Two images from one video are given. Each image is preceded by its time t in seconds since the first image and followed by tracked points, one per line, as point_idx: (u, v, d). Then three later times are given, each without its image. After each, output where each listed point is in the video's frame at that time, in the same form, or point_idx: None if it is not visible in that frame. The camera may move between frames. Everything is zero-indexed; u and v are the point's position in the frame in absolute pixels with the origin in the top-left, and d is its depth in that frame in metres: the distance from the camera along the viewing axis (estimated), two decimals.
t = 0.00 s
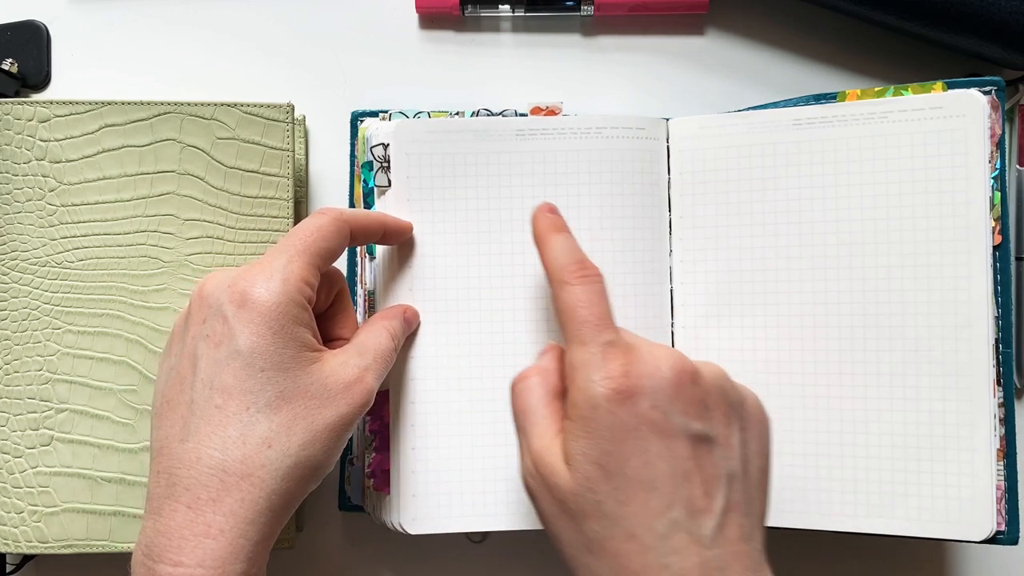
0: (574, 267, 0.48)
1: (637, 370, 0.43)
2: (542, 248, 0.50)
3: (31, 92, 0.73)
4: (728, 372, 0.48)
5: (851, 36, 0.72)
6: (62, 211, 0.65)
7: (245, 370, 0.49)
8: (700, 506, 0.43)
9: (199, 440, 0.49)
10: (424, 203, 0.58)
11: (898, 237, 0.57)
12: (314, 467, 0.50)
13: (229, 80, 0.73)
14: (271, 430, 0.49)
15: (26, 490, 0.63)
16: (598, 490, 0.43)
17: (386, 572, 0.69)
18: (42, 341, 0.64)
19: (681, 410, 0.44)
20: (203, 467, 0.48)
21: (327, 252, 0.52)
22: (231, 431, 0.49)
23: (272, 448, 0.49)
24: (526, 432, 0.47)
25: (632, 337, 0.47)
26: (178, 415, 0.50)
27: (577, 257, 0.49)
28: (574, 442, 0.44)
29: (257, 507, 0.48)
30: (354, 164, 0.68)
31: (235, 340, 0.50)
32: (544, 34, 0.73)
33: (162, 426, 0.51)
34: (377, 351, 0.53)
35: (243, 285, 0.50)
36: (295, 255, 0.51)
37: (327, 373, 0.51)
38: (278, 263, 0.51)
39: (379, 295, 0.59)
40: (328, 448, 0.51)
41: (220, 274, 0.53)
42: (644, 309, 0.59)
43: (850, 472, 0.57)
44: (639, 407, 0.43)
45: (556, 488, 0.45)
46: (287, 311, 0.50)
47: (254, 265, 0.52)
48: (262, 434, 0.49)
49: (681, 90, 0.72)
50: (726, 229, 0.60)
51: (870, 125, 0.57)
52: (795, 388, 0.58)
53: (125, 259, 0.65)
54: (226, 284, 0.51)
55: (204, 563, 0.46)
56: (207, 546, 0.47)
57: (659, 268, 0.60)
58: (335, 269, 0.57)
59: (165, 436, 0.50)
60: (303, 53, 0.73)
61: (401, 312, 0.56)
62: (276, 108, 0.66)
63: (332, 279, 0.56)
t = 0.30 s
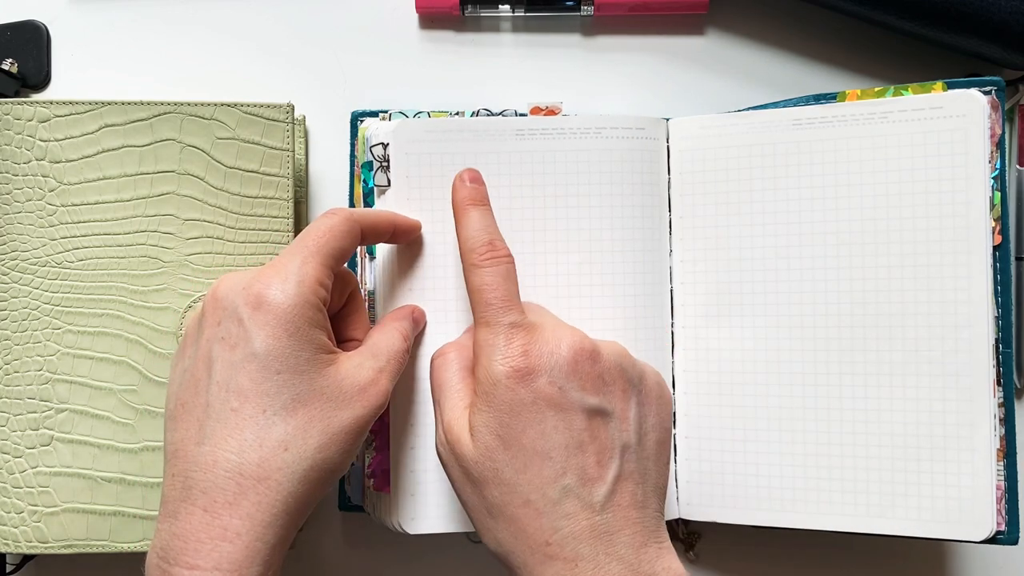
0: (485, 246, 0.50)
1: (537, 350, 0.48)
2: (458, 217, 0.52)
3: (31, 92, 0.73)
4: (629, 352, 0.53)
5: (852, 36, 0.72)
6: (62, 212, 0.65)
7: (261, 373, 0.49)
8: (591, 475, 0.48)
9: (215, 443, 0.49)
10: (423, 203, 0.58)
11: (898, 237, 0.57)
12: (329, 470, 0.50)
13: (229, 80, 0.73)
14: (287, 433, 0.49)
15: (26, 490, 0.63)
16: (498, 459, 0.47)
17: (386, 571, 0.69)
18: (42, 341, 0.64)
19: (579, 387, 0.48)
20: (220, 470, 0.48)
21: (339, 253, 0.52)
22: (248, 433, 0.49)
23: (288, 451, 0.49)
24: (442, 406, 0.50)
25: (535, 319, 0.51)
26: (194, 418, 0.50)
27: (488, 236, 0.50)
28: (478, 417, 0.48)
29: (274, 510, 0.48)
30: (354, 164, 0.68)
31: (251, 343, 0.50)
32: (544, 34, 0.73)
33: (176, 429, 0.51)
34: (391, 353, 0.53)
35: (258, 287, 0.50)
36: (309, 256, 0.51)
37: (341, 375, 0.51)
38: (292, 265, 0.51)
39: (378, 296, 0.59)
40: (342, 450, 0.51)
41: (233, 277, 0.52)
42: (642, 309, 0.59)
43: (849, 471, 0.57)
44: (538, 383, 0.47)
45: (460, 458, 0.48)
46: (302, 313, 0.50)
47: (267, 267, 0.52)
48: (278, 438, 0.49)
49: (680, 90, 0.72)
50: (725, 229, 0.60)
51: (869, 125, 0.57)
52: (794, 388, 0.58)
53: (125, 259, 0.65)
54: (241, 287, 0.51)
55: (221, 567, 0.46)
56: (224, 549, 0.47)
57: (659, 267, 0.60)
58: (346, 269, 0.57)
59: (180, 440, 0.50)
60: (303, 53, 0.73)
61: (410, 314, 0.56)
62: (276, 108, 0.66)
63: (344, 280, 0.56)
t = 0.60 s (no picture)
0: (513, 237, 0.50)
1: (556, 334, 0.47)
2: (492, 211, 0.53)
3: (31, 92, 0.73)
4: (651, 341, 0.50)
5: (851, 36, 0.72)
6: (62, 212, 0.65)
7: (257, 373, 0.49)
8: (607, 462, 0.46)
9: (211, 443, 0.49)
10: (424, 204, 0.58)
11: (899, 237, 0.57)
12: (325, 470, 0.50)
13: (229, 80, 0.73)
14: (283, 432, 0.49)
15: (26, 490, 0.63)
16: (511, 442, 0.46)
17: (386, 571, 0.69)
18: (42, 341, 0.64)
19: (597, 372, 0.47)
20: (215, 470, 0.48)
21: (336, 253, 0.52)
22: (243, 433, 0.49)
23: (284, 451, 0.49)
24: (456, 390, 0.50)
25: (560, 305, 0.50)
26: (190, 418, 0.50)
27: (518, 228, 0.51)
28: (493, 399, 0.47)
29: (269, 510, 0.48)
30: (354, 164, 0.68)
31: (246, 343, 0.50)
32: (544, 35, 0.73)
33: (172, 429, 0.51)
34: (388, 353, 0.53)
35: (254, 287, 0.51)
36: (305, 256, 0.51)
37: (338, 376, 0.51)
38: (289, 265, 0.51)
39: (378, 296, 0.59)
40: (339, 450, 0.51)
41: (230, 277, 0.53)
42: (643, 309, 0.59)
43: (849, 471, 0.57)
44: (556, 368, 0.46)
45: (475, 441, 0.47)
46: (298, 313, 0.50)
47: (264, 267, 0.52)
48: (274, 437, 0.49)
49: (680, 90, 0.72)
50: (724, 229, 0.60)
51: (870, 125, 0.57)
52: (794, 388, 0.58)
53: (125, 259, 0.65)
54: (237, 287, 0.51)
55: (216, 567, 0.46)
56: (219, 548, 0.47)
57: (659, 266, 0.60)
58: (342, 270, 0.57)
59: (176, 440, 0.50)
60: (303, 54, 0.73)
61: (408, 314, 0.56)
62: (276, 108, 0.66)
63: (342, 280, 0.56)
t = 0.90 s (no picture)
0: (477, 310, 0.52)
1: (544, 393, 0.45)
2: (451, 294, 0.55)
3: (31, 91, 0.73)
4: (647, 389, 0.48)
5: (851, 36, 0.72)
6: (62, 212, 0.65)
7: (257, 373, 0.49)
8: (617, 520, 0.43)
9: (211, 443, 0.49)
10: (424, 204, 0.58)
11: (899, 237, 0.57)
12: (325, 470, 0.50)
13: (229, 80, 0.73)
14: (283, 432, 0.49)
15: (26, 490, 0.63)
16: (514, 513, 0.43)
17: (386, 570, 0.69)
18: (42, 341, 0.64)
19: (593, 426, 0.44)
20: (215, 470, 0.48)
21: (336, 253, 0.52)
22: (243, 433, 0.49)
23: (284, 451, 0.49)
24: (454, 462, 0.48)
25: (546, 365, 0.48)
26: (190, 418, 0.50)
27: (478, 302, 0.53)
28: (491, 471, 0.44)
29: (269, 510, 0.48)
30: (354, 164, 0.68)
31: (246, 343, 0.50)
32: (544, 34, 0.73)
33: (172, 430, 0.51)
34: (389, 353, 0.53)
35: (254, 287, 0.51)
36: (305, 256, 0.51)
37: (338, 376, 0.51)
38: (289, 265, 0.51)
39: (378, 296, 0.59)
40: (339, 450, 0.51)
41: (230, 277, 0.53)
42: (642, 309, 0.59)
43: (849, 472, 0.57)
44: (548, 428, 0.44)
45: (477, 516, 0.45)
46: (298, 313, 0.50)
47: (264, 268, 0.52)
48: (274, 437, 0.49)
49: (680, 90, 0.72)
50: (724, 229, 0.60)
51: (870, 125, 0.57)
52: (794, 389, 0.58)
53: (125, 259, 0.65)
54: (237, 287, 0.51)
55: (217, 566, 0.47)
56: (220, 548, 0.47)
57: (659, 267, 0.60)
58: (342, 270, 0.57)
59: (176, 440, 0.50)
60: (303, 53, 0.73)
61: (409, 314, 0.56)
62: (276, 108, 0.66)
63: (342, 280, 0.56)
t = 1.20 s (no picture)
0: (616, 314, 0.52)
1: (677, 384, 0.44)
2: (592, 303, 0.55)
3: (31, 92, 0.73)
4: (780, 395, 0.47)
5: (851, 36, 0.72)
6: (62, 212, 0.65)
7: (255, 373, 0.49)
8: (749, 521, 0.41)
9: (208, 443, 0.49)
10: (423, 204, 0.58)
11: (899, 237, 0.57)
12: (323, 470, 0.50)
13: (229, 80, 0.73)
14: (280, 433, 0.49)
15: (26, 490, 0.63)
16: (640, 502, 0.41)
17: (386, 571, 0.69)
18: (42, 341, 0.64)
19: (726, 422, 0.43)
20: (213, 471, 0.48)
21: (335, 252, 0.52)
22: (240, 433, 0.49)
23: (281, 451, 0.49)
24: (572, 457, 0.47)
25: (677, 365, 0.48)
26: (187, 418, 0.50)
27: (618, 308, 0.53)
28: (614, 458, 0.43)
29: (266, 510, 0.48)
30: (354, 164, 0.68)
31: (244, 343, 0.50)
32: (543, 34, 0.73)
33: (170, 430, 0.51)
34: (388, 353, 0.53)
35: (253, 288, 0.51)
36: (304, 256, 0.51)
37: (337, 376, 0.51)
38: (288, 265, 0.51)
39: (378, 296, 0.59)
40: (336, 451, 0.51)
41: (228, 277, 0.53)
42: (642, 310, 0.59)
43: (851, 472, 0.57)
44: (681, 416, 0.43)
45: (599, 506, 0.43)
46: (296, 313, 0.50)
47: (263, 267, 0.52)
48: (271, 437, 0.49)
49: (680, 89, 0.72)
50: (724, 229, 0.60)
51: (870, 125, 0.57)
52: (796, 389, 0.58)
53: (126, 259, 0.65)
54: (235, 287, 0.51)
55: (213, 567, 0.47)
56: (216, 549, 0.47)
57: (660, 266, 0.60)
58: (342, 271, 0.57)
59: (174, 440, 0.50)
60: (303, 53, 0.73)
61: (407, 314, 0.56)
62: (276, 108, 0.66)
63: (340, 281, 0.56)
